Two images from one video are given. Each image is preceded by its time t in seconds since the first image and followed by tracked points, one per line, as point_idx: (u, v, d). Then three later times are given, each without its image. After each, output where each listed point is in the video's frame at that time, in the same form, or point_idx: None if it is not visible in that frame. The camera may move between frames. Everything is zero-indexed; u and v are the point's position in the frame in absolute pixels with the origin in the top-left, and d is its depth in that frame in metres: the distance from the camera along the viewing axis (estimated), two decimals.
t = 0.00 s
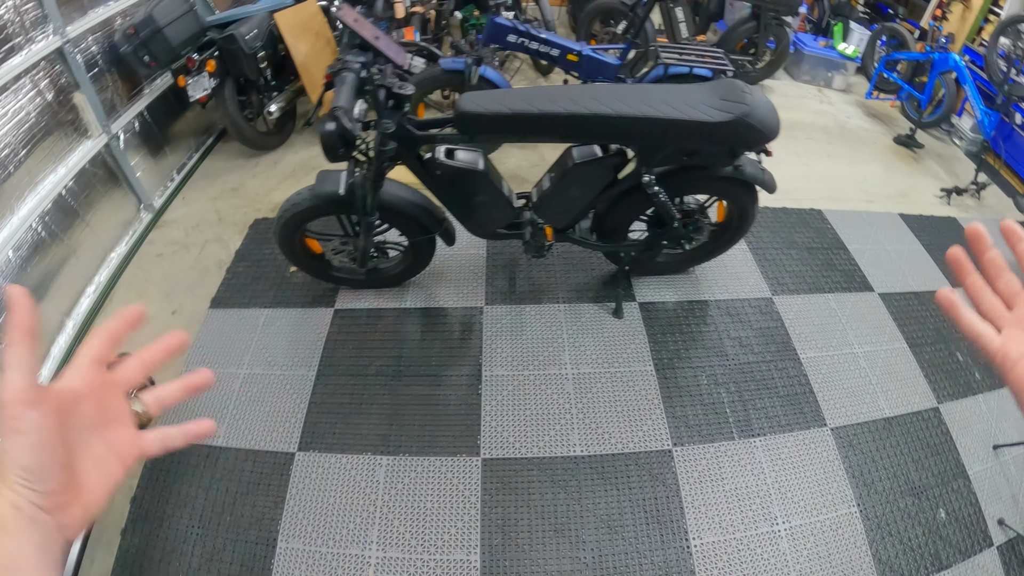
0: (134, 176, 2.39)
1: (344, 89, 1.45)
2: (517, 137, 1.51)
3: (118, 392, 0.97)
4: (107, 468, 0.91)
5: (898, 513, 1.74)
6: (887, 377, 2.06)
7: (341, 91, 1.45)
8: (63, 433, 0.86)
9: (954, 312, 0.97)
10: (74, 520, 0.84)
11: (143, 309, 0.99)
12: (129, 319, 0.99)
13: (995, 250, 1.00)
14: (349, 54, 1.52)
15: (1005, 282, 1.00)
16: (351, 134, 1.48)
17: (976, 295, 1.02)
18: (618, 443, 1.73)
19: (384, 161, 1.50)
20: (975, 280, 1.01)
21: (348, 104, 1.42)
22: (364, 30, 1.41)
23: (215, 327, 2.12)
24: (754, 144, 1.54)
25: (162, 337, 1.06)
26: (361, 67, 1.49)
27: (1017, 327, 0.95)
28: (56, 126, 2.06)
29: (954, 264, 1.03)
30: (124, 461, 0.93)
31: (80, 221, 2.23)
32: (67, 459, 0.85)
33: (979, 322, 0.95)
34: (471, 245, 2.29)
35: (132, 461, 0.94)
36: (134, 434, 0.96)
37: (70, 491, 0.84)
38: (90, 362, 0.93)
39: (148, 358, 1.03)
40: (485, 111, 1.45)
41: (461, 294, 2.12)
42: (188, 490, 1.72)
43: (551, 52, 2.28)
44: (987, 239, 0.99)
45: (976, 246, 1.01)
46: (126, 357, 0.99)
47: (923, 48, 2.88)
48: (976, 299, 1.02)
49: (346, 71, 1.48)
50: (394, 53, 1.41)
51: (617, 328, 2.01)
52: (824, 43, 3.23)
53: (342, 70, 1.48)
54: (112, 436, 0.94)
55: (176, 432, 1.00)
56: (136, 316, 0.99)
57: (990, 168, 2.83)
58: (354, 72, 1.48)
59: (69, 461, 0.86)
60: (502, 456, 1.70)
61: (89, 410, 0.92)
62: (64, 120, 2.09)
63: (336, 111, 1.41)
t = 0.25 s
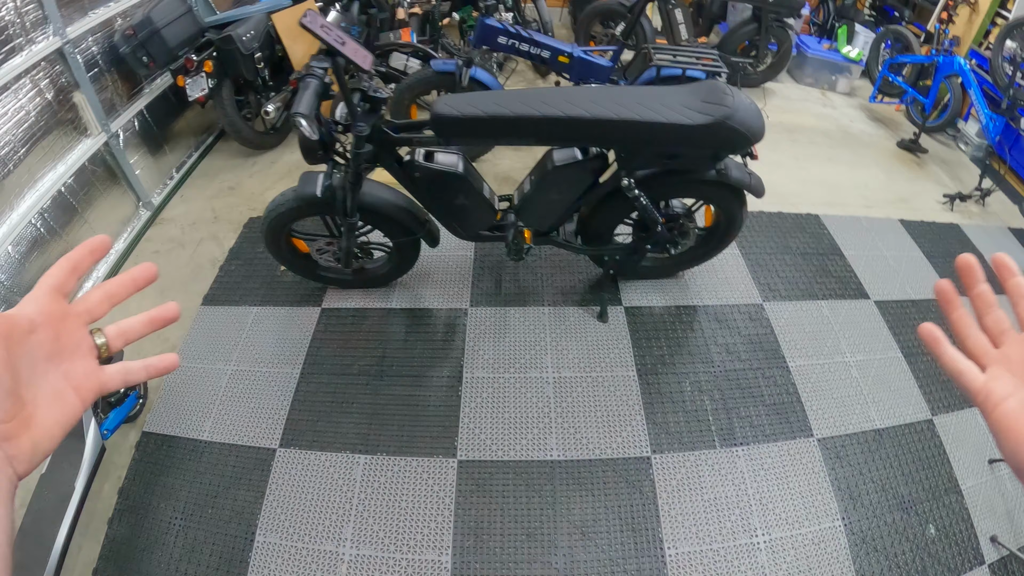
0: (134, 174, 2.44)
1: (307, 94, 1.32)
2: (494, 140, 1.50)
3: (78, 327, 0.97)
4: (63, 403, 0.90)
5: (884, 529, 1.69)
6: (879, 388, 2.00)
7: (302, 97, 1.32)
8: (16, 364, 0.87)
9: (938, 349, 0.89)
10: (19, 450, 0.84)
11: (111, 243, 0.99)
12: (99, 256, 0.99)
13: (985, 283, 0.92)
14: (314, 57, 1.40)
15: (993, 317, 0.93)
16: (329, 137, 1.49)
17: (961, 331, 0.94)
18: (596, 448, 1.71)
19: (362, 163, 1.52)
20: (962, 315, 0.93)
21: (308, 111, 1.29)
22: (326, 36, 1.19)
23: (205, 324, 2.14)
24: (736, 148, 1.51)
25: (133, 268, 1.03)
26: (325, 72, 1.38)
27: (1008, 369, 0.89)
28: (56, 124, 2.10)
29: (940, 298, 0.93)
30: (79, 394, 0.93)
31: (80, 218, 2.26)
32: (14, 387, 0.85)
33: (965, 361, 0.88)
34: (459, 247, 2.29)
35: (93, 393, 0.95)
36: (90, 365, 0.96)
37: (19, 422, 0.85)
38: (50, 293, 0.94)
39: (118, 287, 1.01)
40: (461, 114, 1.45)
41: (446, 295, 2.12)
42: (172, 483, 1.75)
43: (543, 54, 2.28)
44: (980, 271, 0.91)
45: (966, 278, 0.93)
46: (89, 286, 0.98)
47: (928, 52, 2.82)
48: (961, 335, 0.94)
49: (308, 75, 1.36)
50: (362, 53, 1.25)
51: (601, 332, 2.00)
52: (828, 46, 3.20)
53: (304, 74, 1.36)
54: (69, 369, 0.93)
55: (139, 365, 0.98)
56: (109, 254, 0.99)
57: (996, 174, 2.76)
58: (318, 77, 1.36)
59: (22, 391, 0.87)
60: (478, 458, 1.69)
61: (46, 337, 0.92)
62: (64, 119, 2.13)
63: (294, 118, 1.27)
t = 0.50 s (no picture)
0: (137, 169, 2.48)
1: (284, 92, 1.27)
2: (479, 138, 1.51)
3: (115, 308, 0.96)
4: (88, 385, 0.89)
5: (875, 540, 1.63)
6: (875, 395, 1.95)
7: (280, 97, 1.27)
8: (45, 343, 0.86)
9: (936, 348, 0.88)
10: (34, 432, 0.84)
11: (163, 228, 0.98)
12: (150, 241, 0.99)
13: (988, 277, 0.88)
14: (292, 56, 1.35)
15: (996, 313, 0.90)
16: (318, 134, 1.52)
17: (963, 330, 0.91)
18: (580, 449, 1.70)
19: (349, 160, 1.51)
20: (963, 314, 0.91)
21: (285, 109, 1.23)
22: (308, 34, 1.21)
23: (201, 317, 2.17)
24: (724, 147, 1.50)
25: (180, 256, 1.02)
26: (304, 71, 1.33)
27: (1012, 367, 0.86)
28: (61, 119, 2.14)
29: (941, 296, 0.92)
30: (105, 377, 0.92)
31: (82, 211, 2.30)
32: (38, 367, 0.84)
33: (964, 361, 0.87)
34: (453, 245, 2.30)
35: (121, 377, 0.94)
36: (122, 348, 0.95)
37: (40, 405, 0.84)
38: (89, 271, 0.93)
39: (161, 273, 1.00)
40: (446, 112, 1.45)
41: (438, 293, 2.13)
42: (163, 472, 1.77)
43: (539, 53, 2.28)
44: (980, 267, 0.87)
45: (968, 272, 0.89)
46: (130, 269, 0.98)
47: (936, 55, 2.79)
48: (964, 336, 0.92)
49: (286, 73, 1.31)
50: (342, 51, 1.26)
51: (591, 332, 1.99)
52: (834, 48, 3.17)
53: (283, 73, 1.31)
54: (98, 353, 0.92)
55: (171, 356, 0.96)
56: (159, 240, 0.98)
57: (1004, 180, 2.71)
58: (297, 76, 1.31)
59: (48, 372, 0.86)
60: (461, 455, 1.69)
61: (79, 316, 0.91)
62: (68, 114, 2.18)
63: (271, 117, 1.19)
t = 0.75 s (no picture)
0: (142, 166, 2.52)
1: (278, 94, 1.29)
2: (474, 140, 1.52)
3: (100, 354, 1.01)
4: (75, 427, 0.93)
5: (869, 548, 1.60)
6: (873, 402, 1.92)
7: (274, 98, 1.29)
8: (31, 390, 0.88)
9: (900, 374, 0.94)
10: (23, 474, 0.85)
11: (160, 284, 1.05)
12: (146, 293, 1.06)
13: (952, 306, 0.93)
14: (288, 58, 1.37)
15: (961, 339, 0.93)
16: (315, 135, 1.53)
17: (929, 355, 0.96)
18: (572, 451, 1.71)
19: (346, 160, 1.53)
20: (928, 340, 0.95)
21: (278, 108, 1.25)
22: (303, 37, 1.24)
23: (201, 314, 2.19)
24: (718, 150, 1.50)
25: (171, 304, 1.09)
26: (298, 74, 1.35)
27: (975, 391, 0.89)
28: (68, 116, 2.18)
29: (908, 322, 0.96)
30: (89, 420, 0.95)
31: (88, 207, 2.34)
32: (29, 413, 0.87)
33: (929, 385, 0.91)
34: (452, 246, 2.31)
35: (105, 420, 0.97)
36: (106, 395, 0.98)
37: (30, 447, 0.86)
38: (79, 319, 0.99)
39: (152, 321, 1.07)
40: (441, 113, 1.47)
41: (436, 293, 2.14)
42: (161, 465, 1.79)
43: (540, 56, 2.29)
44: (943, 294, 0.91)
45: (934, 301, 0.93)
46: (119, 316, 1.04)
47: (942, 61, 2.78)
48: (931, 361, 0.96)
49: (280, 76, 1.33)
50: (337, 53, 1.27)
51: (587, 335, 1.99)
52: (840, 53, 3.15)
53: (278, 75, 1.33)
54: (84, 394, 0.96)
55: (156, 395, 1.02)
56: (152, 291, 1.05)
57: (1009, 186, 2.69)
58: (291, 78, 1.33)
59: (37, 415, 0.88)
60: (454, 454, 1.70)
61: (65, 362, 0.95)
62: (75, 111, 2.22)
63: (264, 117, 1.22)
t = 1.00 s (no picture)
0: (146, 164, 2.54)
1: (279, 93, 1.30)
2: (474, 140, 1.53)
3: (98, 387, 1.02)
4: (71, 454, 0.92)
5: (866, 552, 1.60)
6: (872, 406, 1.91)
7: (275, 97, 1.30)
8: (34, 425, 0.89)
9: (839, 428, 0.97)
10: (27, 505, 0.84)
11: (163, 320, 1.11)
12: (150, 329, 1.10)
13: (882, 361, 0.97)
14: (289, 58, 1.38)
15: (896, 391, 0.96)
16: (317, 134, 1.54)
17: (865, 408, 0.98)
18: (570, 451, 1.71)
19: (346, 159, 1.53)
20: (864, 395, 0.98)
21: (279, 107, 1.26)
22: (305, 37, 1.25)
23: (203, 311, 2.20)
24: (718, 152, 1.51)
25: (171, 335, 1.13)
26: (299, 74, 1.36)
27: (911, 438, 0.90)
28: (73, 114, 2.21)
29: (843, 381, 1.00)
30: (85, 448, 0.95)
31: (92, 204, 2.36)
32: (27, 444, 0.86)
33: (865, 438, 0.93)
34: (453, 246, 2.32)
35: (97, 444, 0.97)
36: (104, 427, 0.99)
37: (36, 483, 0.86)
38: (79, 351, 1.00)
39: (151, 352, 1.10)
40: (441, 113, 1.48)
41: (436, 292, 2.15)
42: (161, 460, 1.81)
43: (543, 57, 2.30)
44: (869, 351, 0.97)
45: (865, 358, 0.98)
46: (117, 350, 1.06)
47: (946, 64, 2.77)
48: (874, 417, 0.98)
49: (281, 76, 1.34)
50: (338, 53, 1.28)
51: (586, 336, 1.99)
52: (844, 56, 3.15)
53: (278, 74, 1.34)
54: (80, 425, 0.96)
55: (148, 421, 1.05)
56: (155, 326, 1.10)
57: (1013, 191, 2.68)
58: (291, 78, 1.34)
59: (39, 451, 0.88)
60: (452, 453, 1.71)
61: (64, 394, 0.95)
62: (81, 109, 2.24)
63: (265, 115, 1.22)
